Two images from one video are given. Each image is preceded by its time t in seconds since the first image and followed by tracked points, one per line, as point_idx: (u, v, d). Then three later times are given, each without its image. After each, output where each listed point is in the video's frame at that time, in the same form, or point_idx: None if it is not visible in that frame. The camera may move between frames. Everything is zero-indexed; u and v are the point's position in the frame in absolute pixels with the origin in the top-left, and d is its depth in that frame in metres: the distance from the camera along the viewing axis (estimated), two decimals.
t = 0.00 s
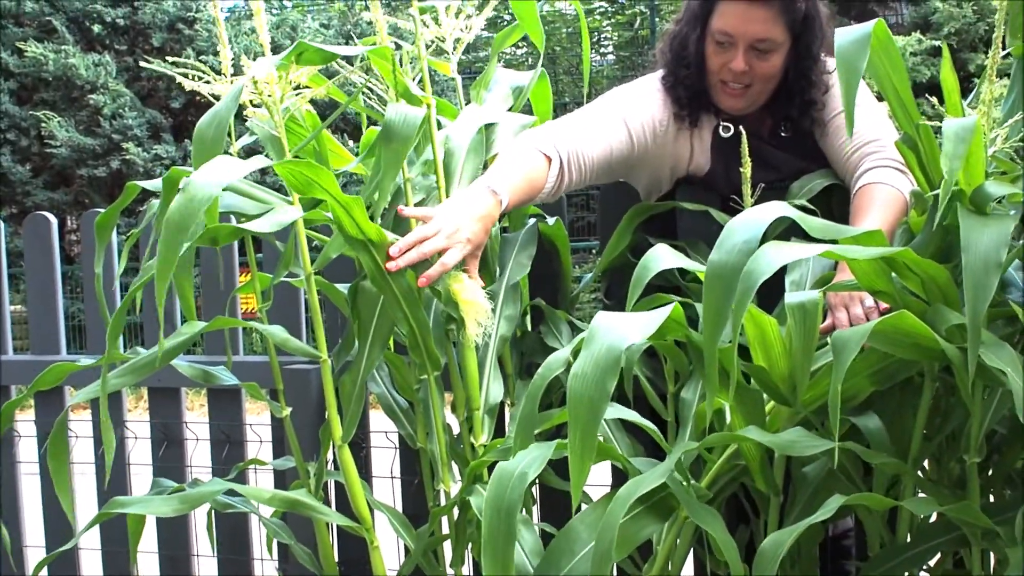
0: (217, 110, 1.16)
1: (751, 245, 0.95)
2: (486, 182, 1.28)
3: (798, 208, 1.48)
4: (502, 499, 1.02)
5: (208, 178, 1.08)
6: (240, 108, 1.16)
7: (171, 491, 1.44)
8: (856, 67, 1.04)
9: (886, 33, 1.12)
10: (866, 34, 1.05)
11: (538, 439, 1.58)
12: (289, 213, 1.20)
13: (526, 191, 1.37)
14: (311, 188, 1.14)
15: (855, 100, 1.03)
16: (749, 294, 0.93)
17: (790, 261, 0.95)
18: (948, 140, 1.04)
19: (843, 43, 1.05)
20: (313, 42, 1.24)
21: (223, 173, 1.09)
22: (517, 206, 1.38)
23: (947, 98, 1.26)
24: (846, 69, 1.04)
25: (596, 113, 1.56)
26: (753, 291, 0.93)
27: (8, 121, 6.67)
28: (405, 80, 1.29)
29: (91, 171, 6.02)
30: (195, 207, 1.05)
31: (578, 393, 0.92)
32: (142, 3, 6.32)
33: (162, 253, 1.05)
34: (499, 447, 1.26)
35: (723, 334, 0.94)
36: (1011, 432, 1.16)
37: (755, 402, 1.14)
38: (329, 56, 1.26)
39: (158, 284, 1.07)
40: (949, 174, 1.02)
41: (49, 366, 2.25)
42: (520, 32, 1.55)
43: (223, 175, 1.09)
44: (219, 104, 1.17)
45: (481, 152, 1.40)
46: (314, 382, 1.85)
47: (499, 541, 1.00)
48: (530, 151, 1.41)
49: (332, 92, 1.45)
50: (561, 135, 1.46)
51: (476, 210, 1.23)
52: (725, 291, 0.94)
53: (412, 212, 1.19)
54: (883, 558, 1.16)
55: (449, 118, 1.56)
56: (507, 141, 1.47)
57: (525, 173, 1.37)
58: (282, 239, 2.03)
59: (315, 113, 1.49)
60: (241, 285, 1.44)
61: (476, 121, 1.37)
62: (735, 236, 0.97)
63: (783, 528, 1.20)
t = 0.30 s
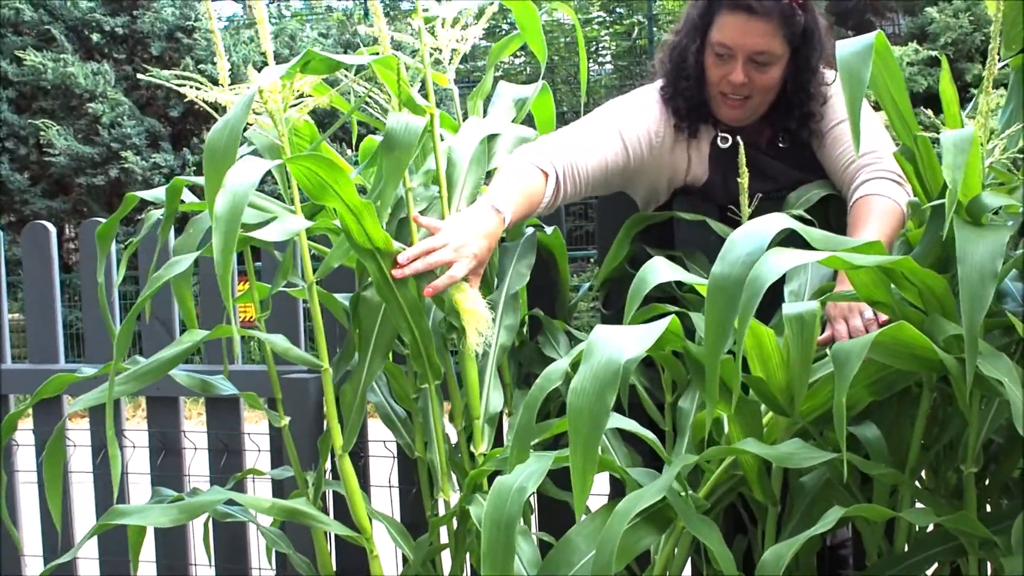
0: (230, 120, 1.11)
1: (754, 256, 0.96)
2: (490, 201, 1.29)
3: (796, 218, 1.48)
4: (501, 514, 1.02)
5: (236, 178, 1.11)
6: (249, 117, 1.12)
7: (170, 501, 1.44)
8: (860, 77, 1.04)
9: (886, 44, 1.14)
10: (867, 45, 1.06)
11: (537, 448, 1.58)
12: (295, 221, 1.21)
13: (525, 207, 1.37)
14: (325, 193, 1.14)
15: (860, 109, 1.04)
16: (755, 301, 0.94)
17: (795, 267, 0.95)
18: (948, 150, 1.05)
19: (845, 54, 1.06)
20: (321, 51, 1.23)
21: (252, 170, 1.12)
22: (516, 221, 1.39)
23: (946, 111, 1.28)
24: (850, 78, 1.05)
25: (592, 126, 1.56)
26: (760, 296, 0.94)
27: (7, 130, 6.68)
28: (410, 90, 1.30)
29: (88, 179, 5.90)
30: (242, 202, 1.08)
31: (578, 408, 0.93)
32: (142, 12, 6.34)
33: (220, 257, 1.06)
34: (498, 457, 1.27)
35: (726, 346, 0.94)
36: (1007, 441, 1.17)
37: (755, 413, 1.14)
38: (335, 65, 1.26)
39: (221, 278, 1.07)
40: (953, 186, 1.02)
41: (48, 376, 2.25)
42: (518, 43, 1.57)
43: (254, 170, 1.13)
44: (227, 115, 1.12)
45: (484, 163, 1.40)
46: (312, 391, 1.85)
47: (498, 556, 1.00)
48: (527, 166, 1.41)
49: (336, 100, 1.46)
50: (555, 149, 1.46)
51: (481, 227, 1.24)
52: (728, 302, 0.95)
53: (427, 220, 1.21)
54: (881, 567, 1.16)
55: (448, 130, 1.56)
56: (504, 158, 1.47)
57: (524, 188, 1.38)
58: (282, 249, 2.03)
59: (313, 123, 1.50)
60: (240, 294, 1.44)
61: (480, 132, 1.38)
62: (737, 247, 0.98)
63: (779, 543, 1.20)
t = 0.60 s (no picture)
0: (226, 124, 1.14)
1: (757, 262, 0.97)
2: (484, 206, 1.27)
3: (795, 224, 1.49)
4: (507, 514, 1.03)
5: (291, 207, 1.05)
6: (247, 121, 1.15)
7: (170, 505, 1.44)
8: (859, 86, 1.04)
9: (887, 51, 1.13)
10: (868, 52, 1.06)
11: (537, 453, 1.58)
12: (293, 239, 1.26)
13: (523, 214, 1.36)
14: (334, 209, 1.15)
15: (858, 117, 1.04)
16: (756, 312, 0.94)
17: (799, 279, 0.95)
18: (949, 158, 1.05)
19: (846, 61, 1.06)
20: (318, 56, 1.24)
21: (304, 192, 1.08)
22: (515, 227, 1.39)
23: (947, 117, 1.27)
24: (850, 87, 1.05)
25: (594, 132, 1.57)
26: (762, 309, 0.94)
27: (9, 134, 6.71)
28: (407, 94, 1.30)
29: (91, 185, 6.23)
30: (315, 225, 1.04)
31: (583, 413, 0.93)
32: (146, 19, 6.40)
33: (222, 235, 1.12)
34: (498, 462, 1.27)
35: (729, 351, 0.95)
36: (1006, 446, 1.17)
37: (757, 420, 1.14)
38: (333, 71, 1.27)
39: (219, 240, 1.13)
40: (957, 194, 1.03)
41: (48, 380, 2.25)
42: (518, 47, 1.55)
43: (306, 192, 1.08)
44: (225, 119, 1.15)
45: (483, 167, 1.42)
46: (312, 396, 1.85)
47: (503, 555, 1.01)
48: (530, 173, 1.42)
49: (335, 107, 1.46)
50: (560, 155, 1.47)
51: (479, 233, 1.22)
52: (733, 305, 0.96)
53: (422, 229, 1.19)
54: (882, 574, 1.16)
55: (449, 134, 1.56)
56: (506, 164, 1.50)
57: (525, 195, 1.38)
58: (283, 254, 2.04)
59: (316, 127, 1.50)
60: (240, 298, 1.44)
61: (480, 137, 1.38)
62: (740, 253, 0.98)
63: (779, 547, 1.20)
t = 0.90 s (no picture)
0: (213, 133, 1.12)
1: (755, 267, 0.97)
2: (479, 200, 1.26)
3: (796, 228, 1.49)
4: (500, 524, 1.02)
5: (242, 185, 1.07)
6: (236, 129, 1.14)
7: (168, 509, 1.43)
8: (864, 89, 1.04)
9: (892, 55, 1.13)
10: (872, 56, 1.06)
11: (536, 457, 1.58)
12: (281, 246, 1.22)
13: (521, 211, 1.36)
14: (317, 209, 1.14)
15: (862, 121, 1.04)
16: (756, 317, 0.95)
17: (799, 282, 0.95)
18: (946, 162, 1.06)
19: (849, 64, 1.06)
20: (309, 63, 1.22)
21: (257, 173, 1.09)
22: (514, 225, 1.38)
23: (950, 121, 1.28)
24: (855, 91, 1.05)
25: (596, 135, 1.57)
26: (761, 314, 0.94)
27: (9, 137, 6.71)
28: (400, 100, 1.29)
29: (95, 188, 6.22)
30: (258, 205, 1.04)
31: (580, 416, 0.93)
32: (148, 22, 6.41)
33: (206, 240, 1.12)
34: (498, 466, 1.27)
35: (730, 355, 0.95)
36: (1007, 451, 1.17)
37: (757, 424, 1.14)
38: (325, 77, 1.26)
39: (204, 251, 1.12)
40: (953, 199, 1.03)
41: (48, 383, 2.25)
42: (519, 52, 1.55)
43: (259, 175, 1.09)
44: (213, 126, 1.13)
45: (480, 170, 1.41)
46: (312, 400, 1.86)
47: (498, 563, 1.00)
48: (531, 172, 1.42)
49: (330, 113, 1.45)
50: (563, 157, 1.47)
51: (473, 227, 1.21)
52: (733, 309, 0.96)
53: (410, 232, 1.16)
54: None
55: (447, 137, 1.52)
56: (507, 164, 1.49)
57: (525, 193, 1.37)
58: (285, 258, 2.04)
59: (313, 131, 1.51)
60: (240, 302, 1.43)
61: (476, 140, 1.37)
62: (740, 256, 0.98)
63: (781, 548, 1.20)
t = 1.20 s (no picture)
0: (216, 135, 1.13)
1: (762, 273, 0.97)
2: (480, 201, 1.26)
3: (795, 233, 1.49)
4: (504, 528, 1.02)
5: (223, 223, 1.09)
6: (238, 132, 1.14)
7: (169, 512, 1.43)
8: (865, 94, 1.05)
9: (893, 60, 1.13)
10: (872, 61, 1.07)
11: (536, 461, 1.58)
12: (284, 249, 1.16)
13: (526, 214, 1.36)
14: (315, 223, 1.16)
15: (863, 125, 1.04)
16: (765, 323, 0.95)
17: (802, 286, 0.96)
18: (947, 167, 1.06)
19: (851, 69, 1.07)
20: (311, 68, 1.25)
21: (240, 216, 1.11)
22: (518, 228, 1.38)
23: (950, 127, 1.28)
24: (856, 95, 1.05)
25: (600, 139, 1.57)
26: (769, 319, 0.95)
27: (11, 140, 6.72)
28: (401, 103, 1.29)
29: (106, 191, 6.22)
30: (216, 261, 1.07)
31: (581, 429, 0.93)
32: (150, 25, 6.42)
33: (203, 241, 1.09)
34: (500, 470, 1.27)
35: (735, 362, 0.95)
36: (1007, 456, 1.17)
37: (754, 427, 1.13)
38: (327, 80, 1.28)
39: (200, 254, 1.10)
40: (951, 203, 1.03)
41: (49, 386, 2.25)
42: (520, 55, 1.55)
43: (238, 217, 1.11)
44: (215, 130, 1.14)
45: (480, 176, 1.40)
46: (312, 402, 1.86)
47: (503, 568, 1.00)
48: (534, 175, 1.42)
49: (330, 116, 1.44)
50: (568, 161, 1.48)
51: (476, 228, 1.21)
52: (738, 316, 0.96)
53: (407, 237, 1.16)
54: None
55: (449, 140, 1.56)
56: (510, 167, 1.48)
57: (529, 195, 1.38)
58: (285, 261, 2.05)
59: (315, 135, 1.51)
60: (240, 305, 1.43)
61: (477, 143, 1.38)
62: (744, 264, 0.99)
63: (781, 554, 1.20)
